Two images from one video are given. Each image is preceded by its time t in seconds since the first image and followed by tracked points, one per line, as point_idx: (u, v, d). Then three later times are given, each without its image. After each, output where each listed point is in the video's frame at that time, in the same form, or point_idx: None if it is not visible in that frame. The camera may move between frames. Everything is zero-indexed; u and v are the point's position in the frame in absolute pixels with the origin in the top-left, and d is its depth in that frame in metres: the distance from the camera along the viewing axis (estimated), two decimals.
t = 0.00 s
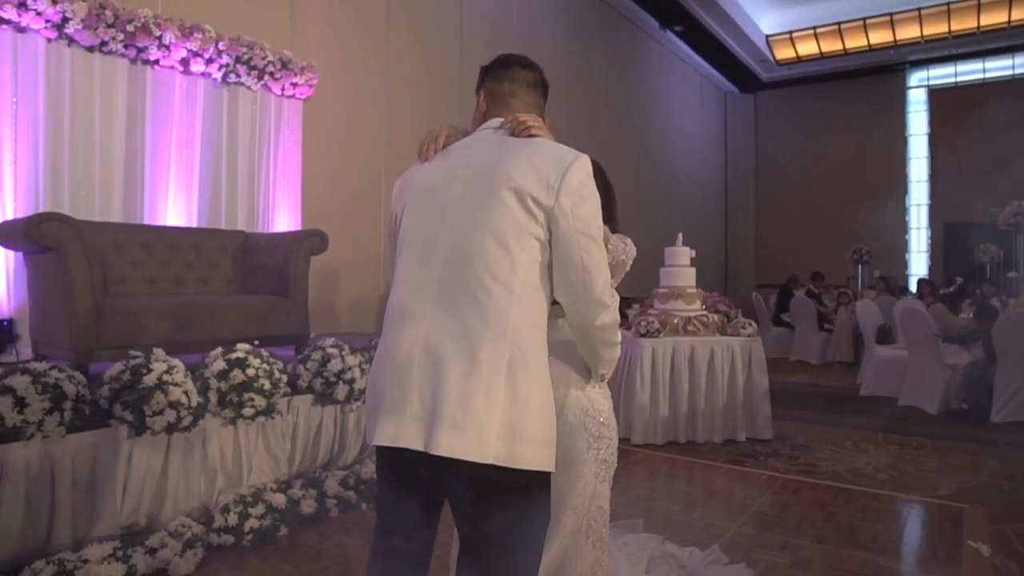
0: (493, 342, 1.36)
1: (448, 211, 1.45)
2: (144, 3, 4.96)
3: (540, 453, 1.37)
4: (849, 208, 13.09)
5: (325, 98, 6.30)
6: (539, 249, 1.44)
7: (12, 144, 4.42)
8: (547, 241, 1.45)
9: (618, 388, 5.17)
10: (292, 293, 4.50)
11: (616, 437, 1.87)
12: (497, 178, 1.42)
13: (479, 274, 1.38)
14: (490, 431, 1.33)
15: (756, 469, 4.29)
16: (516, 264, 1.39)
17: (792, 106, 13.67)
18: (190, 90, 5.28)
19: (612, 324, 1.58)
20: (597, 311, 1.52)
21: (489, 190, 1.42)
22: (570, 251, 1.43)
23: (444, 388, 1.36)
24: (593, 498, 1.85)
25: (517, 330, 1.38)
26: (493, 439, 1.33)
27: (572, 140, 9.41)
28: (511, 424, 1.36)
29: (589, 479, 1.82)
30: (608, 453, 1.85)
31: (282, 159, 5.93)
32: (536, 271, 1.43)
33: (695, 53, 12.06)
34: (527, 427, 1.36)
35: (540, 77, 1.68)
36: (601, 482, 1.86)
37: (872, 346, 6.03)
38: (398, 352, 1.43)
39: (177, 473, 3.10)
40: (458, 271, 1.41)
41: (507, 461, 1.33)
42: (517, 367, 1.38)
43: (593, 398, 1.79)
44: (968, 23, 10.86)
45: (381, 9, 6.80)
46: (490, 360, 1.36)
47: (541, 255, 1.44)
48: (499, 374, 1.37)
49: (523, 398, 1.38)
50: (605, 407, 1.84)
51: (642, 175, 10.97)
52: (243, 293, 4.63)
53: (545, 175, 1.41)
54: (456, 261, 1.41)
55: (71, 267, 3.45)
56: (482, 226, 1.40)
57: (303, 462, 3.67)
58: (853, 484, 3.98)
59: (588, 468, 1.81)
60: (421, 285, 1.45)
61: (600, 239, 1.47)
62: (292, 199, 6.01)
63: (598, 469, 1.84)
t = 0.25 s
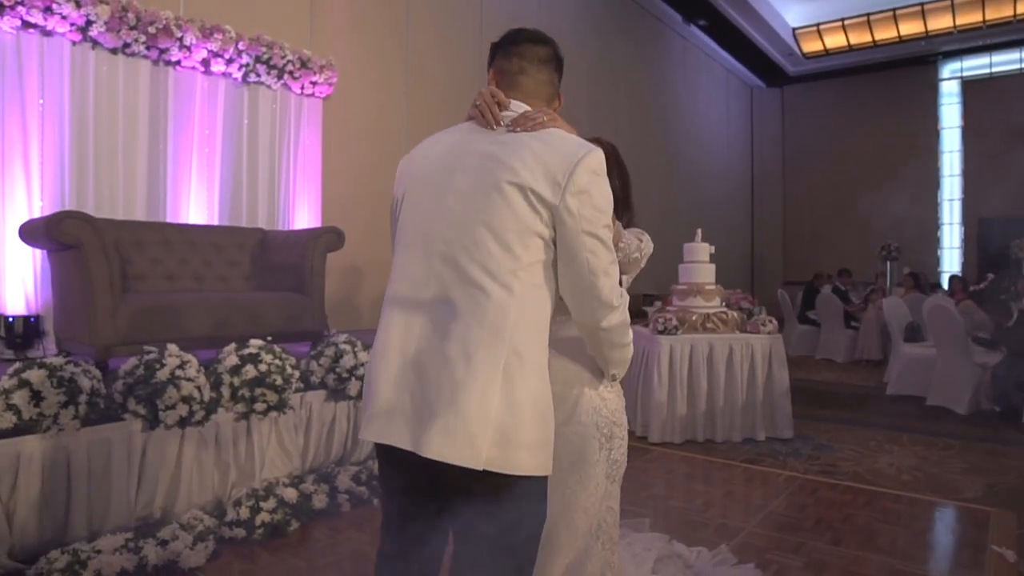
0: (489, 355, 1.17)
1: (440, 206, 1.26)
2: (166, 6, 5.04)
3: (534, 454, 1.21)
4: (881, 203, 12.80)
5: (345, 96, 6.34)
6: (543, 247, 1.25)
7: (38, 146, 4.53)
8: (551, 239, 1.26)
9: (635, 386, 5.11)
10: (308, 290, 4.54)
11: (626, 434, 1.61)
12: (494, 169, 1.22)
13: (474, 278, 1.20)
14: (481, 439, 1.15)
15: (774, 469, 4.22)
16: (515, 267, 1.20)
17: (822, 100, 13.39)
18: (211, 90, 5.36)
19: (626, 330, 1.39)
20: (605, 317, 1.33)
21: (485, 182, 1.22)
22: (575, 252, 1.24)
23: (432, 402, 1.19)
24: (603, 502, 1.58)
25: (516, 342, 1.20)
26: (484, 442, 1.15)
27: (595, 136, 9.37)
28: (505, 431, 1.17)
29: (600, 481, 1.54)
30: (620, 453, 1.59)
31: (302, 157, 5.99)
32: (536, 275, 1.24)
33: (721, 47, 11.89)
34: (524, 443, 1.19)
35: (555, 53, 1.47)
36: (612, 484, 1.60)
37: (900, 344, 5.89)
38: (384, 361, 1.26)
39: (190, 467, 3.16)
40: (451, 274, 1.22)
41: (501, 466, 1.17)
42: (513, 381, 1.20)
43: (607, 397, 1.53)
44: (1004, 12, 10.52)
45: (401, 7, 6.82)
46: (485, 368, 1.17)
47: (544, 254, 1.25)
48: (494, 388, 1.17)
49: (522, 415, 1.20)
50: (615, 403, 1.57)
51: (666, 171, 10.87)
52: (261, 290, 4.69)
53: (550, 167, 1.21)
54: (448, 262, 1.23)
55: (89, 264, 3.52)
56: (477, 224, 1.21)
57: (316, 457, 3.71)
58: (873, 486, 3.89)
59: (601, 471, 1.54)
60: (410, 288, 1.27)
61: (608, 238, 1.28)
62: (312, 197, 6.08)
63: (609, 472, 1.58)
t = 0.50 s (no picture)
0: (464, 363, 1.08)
1: (417, 204, 1.17)
2: (182, 7, 5.09)
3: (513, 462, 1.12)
4: (906, 199, 12.55)
5: (358, 95, 6.37)
6: (526, 248, 1.15)
7: (57, 147, 4.60)
8: (536, 239, 1.16)
9: (648, 385, 5.06)
10: (319, 288, 4.56)
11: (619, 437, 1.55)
12: (474, 165, 1.12)
13: (451, 282, 1.11)
14: (454, 448, 1.07)
15: (789, 471, 4.15)
16: (494, 271, 1.10)
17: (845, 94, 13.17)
18: (226, 90, 5.41)
19: (613, 333, 1.30)
20: (589, 323, 1.24)
21: (464, 180, 1.12)
22: (559, 255, 1.14)
23: (406, 411, 1.12)
24: (594, 507, 1.52)
25: (497, 351, 1.10)
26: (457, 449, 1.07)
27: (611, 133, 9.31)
28: (479, 440, 1.09)
29: (588, 485, 1.48)
30: (609, 456, 1.54)
31: (316, 155, 6.02)
32: (519, 278, 1.14)
33: (740, 42, 11.74)
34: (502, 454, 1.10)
35: (557, 35, 1.31)
36: (601, 488, 1.54)
37: (921, 343, 5.75)
38: (357, 365, 1.18)
39: (198, 464, 3.17)
40: (427, 277, 1.13)
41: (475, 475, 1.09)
42: (492, 392, 1.10)
43: (598, 399, 1.47)
44: None
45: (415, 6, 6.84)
46: (460, 375, 1.09)
47: (527, 256, 1.15)
48: (469, 398, 1.08)
49: (500, 429, 1.10)
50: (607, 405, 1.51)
51: (685, 168, 10.76)
52: (273, 288, 4.73)
53: (533, 164, 1.11)
54: (425, 265, 1.14)
55: (101, 263, 3.56)
56: (455, 224, 1.12)
57: (324, 454, 3.72)
58: (890, 488, 3.80)
59: (590, 473, 1.47)
60: (387, 291, 1.19)
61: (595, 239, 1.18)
62: (326, 195, 6.11)
63: (599, 474, 1.51)
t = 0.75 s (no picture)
0: (441, 365, 1.08)
1: (399, 207, 1.16)
2: (193, 9, 5.14)
3: (496, 467, 1.08)
4: (925, 197, 12.37)
5: (369, 95, 6.39)
6: (507, 249, 1.13)
7: (70, 148, 4.66)
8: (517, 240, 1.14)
9: (658, 385, 5.02)
10: (327, 288, 4.57)
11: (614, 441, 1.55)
12: (453, 166, 1.11)
13: (430, 285, 1.10)
14: (431, 450, 1.06)
15: (799, 474, 4.10)
16: (473, 273, 1.09)
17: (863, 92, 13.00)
18: (237, 91, 5.45)
19: (599, 334, 1.29)
20: (571, 325, 1.22)
21: (444, 181, 1.11)
22: (541, 255, 1.12)
23: (386, 414, 1.11)
24: (585, 512, 1.51)
25: (475, 355, 1.09)
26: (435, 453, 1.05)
27: (625, 132, 9.26)
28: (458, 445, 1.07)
29: (577, 490, 1.48)
30: (601, 461, 1.53)
31: (327, 155, 6.05)
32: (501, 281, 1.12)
33: (755, 39, 11.63)
34: (484, 459, 1.07)
35: (545, 28, 1.29)
36: (593, 490, 1.53)
37: (937, 344, 5.66)
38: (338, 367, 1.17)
39: (204, 464, 3.19)
40: (408, 281, 1.13)
41: (455, 481, 1.07)
42: (471, 395, 1.09)
43: (588, 403, 1.47)
44: None
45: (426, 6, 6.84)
46: (439, 378, 1.08)
47: (509, 257, 1.13)
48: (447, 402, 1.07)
49: (481, 433, 1.08)
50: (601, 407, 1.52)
51: (699, 167, 10.68)
52: (282, 288, 4.75)
53: (513, 163, 1.10)
54: (406, 267, 1.13)
55: (111, 264, 3.60)
56: (435, 225, 1.11)
57: (330, 454, 3.73)
58: (902, 492, 3.74)
59: (577, 474, 1.47)
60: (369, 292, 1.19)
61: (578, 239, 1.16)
62: (337, 195, 6.13)
63: (589, 476, 1.51)
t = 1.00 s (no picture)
0: (425, 365, 1.07)
1: (383, 209, 1.16)
2: (203, 10, 5.17)
3: (478, 470, 1.08)
4: (941, 195, 12.22)
5: (377, 95, 6.41)
6: (489, 248, 1.12)
7: (81, 149, 4.71)
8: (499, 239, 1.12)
9: (667, 386, 4.99)
10: (334, 288, 4.59)
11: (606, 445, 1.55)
12: (435, 165, 1.11)
13: (414, 285, 1.10)
14: (415, 450, 1.05)
15: (808, 476, 4.06)
16: (455, 272, 1.08)
17: (878, 89, 12.86)
18: (246, 91, 5.49)
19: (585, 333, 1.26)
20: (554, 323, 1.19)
21: (426, 181, 1.10)
22: (521, 252, 1.09)
23: (372, 416, 1.10)
24: (577, 517, 1.51)
25: (458, 354, 1.08)
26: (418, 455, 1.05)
27: (636, 130, 9.21)
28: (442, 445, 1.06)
29: (567, 493, 1.49)
30: (592, 465, 1.53)
31: (336, 155, 6.07)
32: (485, 280, 1.11)
33: (768, 36, 11.54)
34: (468, 460, 1.07)
35: (528, 24, 1.28)
36: (584, 493, 1.51)
37: (950, 345, 5.58)
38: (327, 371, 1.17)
39: (210, 463, 3.21)
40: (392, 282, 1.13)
41: (438, 483, 1.06)
42: (454, 394, 1.08)
43: (577, 405, 1.49)
44: None
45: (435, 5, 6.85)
46: (421, 378, 1.07)
47: (491, 256, 1.11)
48: (430, 403, 1.07)
49: (464, 433, 1.07)
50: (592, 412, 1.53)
51: (710, 166, 10.62)
52: (290, 288, 4.77)
53: (493, 159, 1.08)
54: (390, 269, 1.13)
55: (119, 264, 3.63)
56: (417, 225, 1.10)
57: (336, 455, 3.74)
58: (913, 496, 3.69)
59: (563, 474, 1.48)
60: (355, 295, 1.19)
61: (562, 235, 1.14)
62: (346, 195, 6.15)
63: (578, 478, 1.50)
